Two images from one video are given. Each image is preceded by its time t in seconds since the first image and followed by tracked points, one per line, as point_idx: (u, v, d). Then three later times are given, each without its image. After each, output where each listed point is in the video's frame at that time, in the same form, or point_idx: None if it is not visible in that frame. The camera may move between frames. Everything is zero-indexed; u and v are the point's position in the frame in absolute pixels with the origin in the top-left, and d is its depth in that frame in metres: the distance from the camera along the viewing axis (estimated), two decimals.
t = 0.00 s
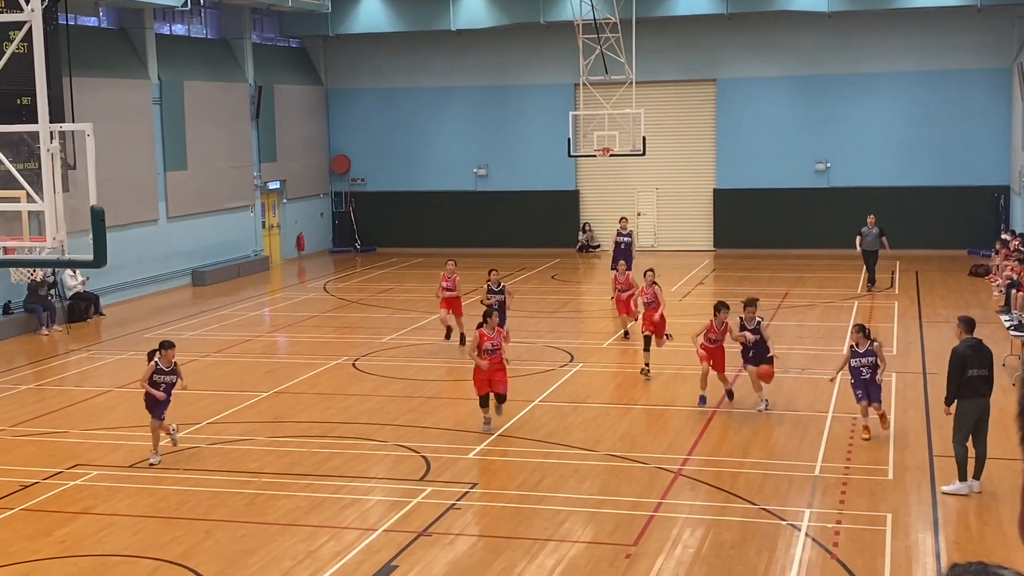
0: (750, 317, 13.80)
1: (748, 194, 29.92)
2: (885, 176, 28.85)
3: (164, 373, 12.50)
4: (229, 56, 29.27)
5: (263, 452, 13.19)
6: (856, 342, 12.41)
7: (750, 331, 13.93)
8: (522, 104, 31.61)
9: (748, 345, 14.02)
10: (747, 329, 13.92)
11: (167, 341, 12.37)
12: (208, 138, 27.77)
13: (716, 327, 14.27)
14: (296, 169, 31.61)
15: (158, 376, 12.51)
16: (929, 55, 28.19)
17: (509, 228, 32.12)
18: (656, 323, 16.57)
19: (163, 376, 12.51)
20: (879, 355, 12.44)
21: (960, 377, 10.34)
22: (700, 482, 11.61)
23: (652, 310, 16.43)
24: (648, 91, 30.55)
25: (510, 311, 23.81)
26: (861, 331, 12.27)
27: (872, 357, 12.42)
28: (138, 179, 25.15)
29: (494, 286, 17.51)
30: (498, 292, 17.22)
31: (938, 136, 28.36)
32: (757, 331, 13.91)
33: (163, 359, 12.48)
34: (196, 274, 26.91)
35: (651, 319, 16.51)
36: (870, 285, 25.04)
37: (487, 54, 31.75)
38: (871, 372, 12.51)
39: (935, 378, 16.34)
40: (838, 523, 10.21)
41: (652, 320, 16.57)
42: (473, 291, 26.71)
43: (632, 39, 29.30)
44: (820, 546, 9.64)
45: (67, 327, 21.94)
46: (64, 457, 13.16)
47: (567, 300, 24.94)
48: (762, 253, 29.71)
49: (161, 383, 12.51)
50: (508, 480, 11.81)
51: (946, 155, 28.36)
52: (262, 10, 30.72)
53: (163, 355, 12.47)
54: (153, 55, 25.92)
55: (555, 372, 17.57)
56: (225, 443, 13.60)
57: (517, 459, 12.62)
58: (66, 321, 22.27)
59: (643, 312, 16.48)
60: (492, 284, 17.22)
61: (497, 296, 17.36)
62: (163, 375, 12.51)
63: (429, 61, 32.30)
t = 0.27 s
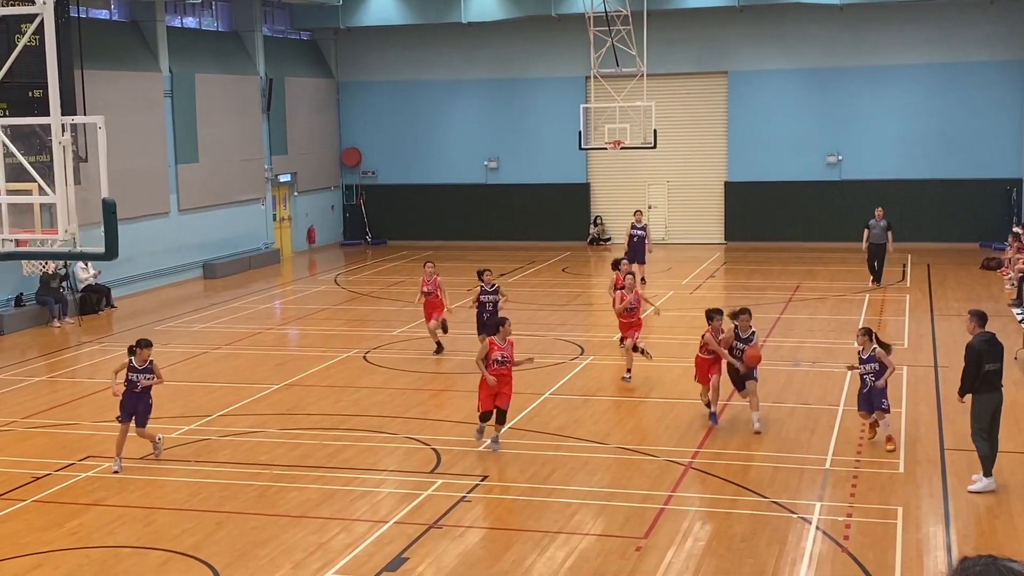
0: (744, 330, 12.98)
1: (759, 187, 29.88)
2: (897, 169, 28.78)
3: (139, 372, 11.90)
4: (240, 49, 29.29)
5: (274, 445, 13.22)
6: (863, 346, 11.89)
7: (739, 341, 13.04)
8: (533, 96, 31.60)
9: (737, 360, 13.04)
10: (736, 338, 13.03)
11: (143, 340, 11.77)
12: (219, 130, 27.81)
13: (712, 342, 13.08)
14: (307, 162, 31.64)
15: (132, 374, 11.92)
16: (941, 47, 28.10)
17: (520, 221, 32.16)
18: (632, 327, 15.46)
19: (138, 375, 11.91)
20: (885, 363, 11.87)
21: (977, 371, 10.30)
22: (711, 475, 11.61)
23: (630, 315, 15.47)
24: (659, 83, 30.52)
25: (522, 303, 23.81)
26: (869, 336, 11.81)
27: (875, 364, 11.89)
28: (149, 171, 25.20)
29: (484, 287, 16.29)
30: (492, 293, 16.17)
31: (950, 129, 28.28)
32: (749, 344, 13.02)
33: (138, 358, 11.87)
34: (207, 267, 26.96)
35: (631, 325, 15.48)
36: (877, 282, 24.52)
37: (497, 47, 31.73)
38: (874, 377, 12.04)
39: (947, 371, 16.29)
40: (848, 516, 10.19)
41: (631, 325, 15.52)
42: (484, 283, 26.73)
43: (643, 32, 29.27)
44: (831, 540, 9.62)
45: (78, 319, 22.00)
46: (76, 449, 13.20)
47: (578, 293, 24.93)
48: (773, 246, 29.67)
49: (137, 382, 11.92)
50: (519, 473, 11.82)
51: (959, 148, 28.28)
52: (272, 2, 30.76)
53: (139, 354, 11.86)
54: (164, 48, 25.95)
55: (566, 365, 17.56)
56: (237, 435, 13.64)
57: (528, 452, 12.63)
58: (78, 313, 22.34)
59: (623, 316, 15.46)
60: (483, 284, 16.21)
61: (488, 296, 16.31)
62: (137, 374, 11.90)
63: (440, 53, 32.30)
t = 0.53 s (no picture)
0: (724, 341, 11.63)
1: (768, 181, 29.85)
2: (907, 164, 28.72)
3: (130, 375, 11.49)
4: (250, 43, 29.35)
5: (283, 438, 13.25)
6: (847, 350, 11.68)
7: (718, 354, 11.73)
8: (543, 90, 31.61)
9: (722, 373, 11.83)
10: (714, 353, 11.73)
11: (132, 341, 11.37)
12: (229, 125, 27.88)
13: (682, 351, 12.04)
14: (316, 156, 31.70)
15: (123, 379, 11.45)
16: (952, 41, 28.04)
17: (529, 215, 32.18)
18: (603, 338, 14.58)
19: (128, 379, 11.49)
20: (874, 368, 11.60)
21: (992, 368, 10.25)
22: (719, 469, 11.61)
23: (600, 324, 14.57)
24: (668, 78, 30.52)
25: (531, 297, 23.81)
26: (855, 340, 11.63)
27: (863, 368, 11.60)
28: (159, 166, 25.26)
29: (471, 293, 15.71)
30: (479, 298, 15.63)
31: (961, 123, 28.20)
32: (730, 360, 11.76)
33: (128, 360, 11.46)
34: (217, 261, 27.02)
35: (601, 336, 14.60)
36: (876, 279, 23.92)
37: (507, 42, 31.76)
38: (865, 387, 11.69)
39: (956, 366, 16.26)
40: (857, 511, 10.19)
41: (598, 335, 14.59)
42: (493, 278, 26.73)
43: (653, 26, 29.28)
44: (839, 534, 9.62)
45: (89, 313, 22.07)
46: (86, 443, 13.24)
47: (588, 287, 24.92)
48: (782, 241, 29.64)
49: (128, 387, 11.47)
50: (527, 467, 11.83)
51: (969, 142, 28.21)
52: None
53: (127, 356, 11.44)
54: (174, 43, 26.00)
55: (576, 359, 17.57)
56: (246, 429, 13.67)
57: (537, 446, 12.64)
58: (88, 307, 22.39)
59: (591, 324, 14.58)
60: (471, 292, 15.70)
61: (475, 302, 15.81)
62: (130, 378, 11.49)
63: (450, 48, 32.32)
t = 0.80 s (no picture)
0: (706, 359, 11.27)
1: (776, 178, 29.82)
2: (916, 160, 28.67)
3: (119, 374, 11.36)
4: (258, 40, 29.38)
5: (292, 434, 13.27)
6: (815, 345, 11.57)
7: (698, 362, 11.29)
8: (551, 86, 31.61)
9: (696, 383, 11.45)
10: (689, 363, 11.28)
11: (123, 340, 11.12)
12: (238, 121, 27.92)
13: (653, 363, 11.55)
14: (324, 152, 31.73)
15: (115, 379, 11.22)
16: (961, 37, 27.97)
17: (537, 211, 32.19)
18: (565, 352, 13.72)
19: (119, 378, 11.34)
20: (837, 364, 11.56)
21: (1005, 367, 10.21)
22: (727, 466, 11.61)
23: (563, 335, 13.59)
24: (676, 74, 30.51)
25: (539, 293, 23.81)
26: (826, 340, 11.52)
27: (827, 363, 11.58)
28: (168, 162, 25.30)
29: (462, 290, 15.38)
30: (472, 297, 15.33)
31: (969, 119, 28.15)
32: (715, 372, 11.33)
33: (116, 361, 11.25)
34: (225, 257, 27.06)
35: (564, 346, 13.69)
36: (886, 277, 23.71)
37: (515, 38, 31.75)
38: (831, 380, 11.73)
39: (965, 363, 16.22)
40: (865, 508, 10.18)
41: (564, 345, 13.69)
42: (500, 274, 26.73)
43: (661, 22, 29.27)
44: (847, 531, 9.62)
45: (98, 309, 22.12)
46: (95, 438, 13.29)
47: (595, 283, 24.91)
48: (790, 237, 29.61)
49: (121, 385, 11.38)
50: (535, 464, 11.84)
51: (978, 139, 28.14)
52: None
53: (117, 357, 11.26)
54: (182, 39, 26.02)
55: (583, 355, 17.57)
56: (254, 425, 13.70)
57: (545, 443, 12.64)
58: (97, 303, 22.45)
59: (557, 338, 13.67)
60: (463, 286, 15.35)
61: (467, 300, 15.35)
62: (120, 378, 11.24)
63: (458, 44, 32.33)
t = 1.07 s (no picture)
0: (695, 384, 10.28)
1: (783, 175, 29.79)
2: (923, 157, 28.61)
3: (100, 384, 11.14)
4: (265, 37, 29.39)
5: (298, 431, 13.28)
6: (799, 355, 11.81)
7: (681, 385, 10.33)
8: (557, 83, 31.60)
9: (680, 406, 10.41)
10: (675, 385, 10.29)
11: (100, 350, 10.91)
12: (245, 118, 27.94)
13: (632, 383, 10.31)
14: (331, 149, 31.75)
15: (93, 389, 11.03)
16: (968, 34, 27.91)
17: (544, 208, 32.19)
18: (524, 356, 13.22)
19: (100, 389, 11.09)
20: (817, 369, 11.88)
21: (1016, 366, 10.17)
22: (733, 463, 11.59)
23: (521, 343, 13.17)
24: (683, 71, 30.49)
25: (546, 291, 23.80)
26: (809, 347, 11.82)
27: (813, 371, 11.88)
28: (175, 159, 25.33)
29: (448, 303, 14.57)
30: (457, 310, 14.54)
31: (976, 117, 28.09)
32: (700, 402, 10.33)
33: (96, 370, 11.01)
34: (231, 254, 27.09)
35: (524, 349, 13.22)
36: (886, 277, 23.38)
37: (522, 35, 31.74)
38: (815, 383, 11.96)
39: (971, 361, 16.20)
40: (872, 505, 10.17)
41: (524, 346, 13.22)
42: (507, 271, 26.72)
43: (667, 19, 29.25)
44: (854, 529, 9.60)
45: (105, 306, 22.16)
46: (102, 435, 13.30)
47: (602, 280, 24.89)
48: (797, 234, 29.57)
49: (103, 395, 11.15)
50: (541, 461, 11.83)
51: (986, 136, 28.08)
52: None
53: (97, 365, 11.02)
54: (189, 36, 26.04)
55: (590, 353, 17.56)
56: (261, 422, 13.72)
57: (551, 440, 12.64)
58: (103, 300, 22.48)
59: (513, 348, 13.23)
60: (448, 300, 14.55)
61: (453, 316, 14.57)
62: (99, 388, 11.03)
63: (464, 41, 32.32)
